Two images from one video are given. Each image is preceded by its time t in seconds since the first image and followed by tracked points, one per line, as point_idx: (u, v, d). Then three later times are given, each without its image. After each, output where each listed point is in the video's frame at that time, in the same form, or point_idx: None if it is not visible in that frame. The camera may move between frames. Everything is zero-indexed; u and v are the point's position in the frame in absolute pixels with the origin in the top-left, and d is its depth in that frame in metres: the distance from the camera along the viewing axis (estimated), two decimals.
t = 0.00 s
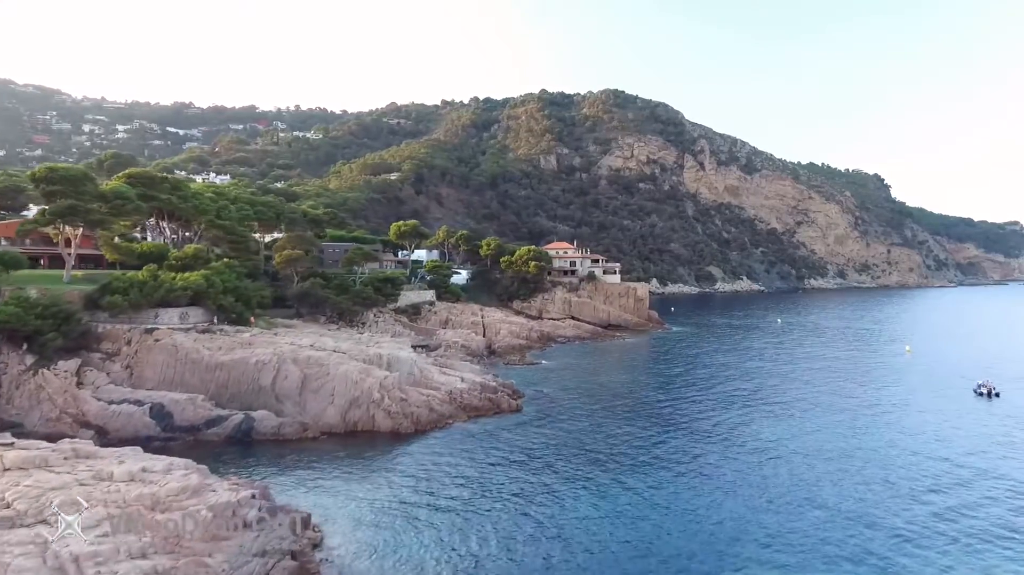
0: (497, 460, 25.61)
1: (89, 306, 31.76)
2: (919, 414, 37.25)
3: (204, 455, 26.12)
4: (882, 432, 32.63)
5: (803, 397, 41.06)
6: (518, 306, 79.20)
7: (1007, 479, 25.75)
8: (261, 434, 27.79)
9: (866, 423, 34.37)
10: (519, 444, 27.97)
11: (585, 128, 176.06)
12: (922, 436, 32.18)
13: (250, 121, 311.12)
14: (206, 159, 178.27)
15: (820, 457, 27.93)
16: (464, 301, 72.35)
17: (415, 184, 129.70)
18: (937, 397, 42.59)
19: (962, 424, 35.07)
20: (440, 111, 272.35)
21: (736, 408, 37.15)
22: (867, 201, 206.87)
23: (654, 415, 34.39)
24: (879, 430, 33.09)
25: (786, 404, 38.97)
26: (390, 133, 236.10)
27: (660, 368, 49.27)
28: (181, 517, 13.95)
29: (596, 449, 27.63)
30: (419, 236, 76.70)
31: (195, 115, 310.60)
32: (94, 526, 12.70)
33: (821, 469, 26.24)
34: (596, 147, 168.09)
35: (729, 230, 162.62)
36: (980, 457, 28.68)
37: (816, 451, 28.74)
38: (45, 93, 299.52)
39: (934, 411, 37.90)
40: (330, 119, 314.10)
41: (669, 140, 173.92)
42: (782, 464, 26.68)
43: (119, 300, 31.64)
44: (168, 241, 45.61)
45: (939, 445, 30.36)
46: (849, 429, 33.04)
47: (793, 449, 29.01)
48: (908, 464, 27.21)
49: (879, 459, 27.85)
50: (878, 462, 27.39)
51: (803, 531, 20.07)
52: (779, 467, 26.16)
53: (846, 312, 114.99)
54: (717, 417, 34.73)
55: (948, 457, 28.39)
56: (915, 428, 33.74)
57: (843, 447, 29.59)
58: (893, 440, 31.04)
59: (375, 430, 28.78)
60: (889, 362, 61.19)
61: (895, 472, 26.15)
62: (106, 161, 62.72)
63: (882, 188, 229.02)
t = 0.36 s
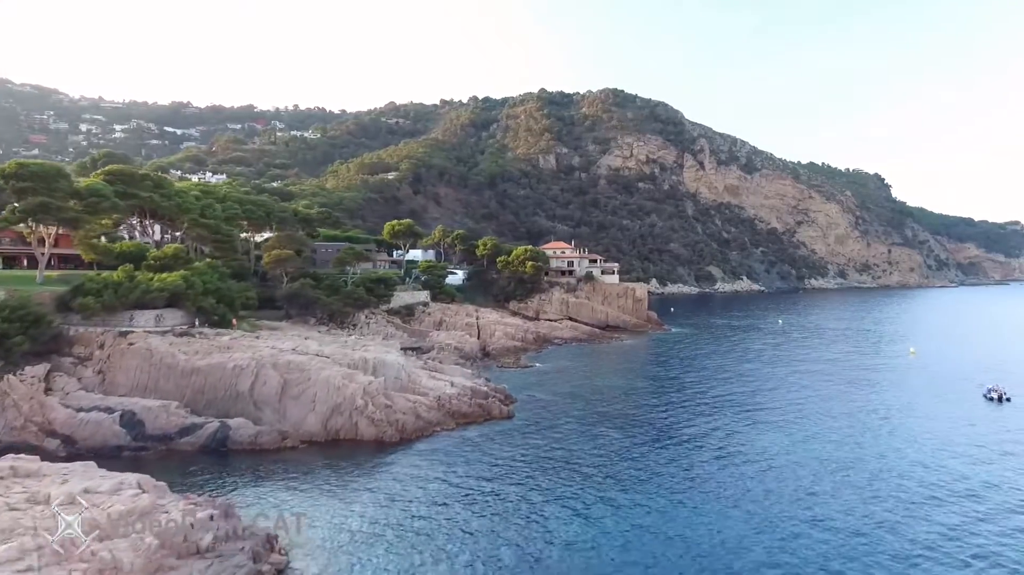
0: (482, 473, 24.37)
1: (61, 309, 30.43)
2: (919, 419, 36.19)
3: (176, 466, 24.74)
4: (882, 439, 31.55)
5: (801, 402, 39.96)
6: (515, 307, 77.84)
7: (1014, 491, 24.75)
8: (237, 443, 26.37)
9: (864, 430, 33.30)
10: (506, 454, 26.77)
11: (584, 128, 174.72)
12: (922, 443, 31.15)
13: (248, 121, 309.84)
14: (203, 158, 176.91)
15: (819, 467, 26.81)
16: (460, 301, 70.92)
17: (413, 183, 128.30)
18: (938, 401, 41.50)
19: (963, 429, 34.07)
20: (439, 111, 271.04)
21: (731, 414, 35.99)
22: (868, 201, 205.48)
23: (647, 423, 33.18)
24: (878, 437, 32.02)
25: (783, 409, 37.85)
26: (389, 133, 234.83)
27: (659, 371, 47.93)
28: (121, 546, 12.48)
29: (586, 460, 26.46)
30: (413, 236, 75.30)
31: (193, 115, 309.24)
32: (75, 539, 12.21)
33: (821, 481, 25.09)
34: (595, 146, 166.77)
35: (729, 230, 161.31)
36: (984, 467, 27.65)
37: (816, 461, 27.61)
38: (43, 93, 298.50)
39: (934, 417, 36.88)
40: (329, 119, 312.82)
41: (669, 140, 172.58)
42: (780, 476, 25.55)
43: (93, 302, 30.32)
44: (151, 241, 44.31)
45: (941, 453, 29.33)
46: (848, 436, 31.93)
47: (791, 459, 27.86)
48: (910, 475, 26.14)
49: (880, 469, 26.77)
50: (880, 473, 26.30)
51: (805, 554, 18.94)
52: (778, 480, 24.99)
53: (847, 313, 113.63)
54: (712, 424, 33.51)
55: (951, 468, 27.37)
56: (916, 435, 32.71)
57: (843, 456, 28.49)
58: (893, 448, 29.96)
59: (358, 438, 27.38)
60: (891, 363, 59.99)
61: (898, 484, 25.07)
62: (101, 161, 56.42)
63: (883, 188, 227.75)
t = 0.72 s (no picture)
0: (466, 487, 23.01)
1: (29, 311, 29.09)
2: (922, 423, 34.94)
3: (146, 476, 23.34)
4: (885, 446, 30.27)
5: (800, 405, 38.64)
6: (511, 308, 76.46)
7: None
8: (211, 454, 24.93)
9: (866, 435, 32.03)
10: (493, 465, 25.36)
11: (583, 127, 173.23)
12: (926, 449, 29.87)
13: (246, 121, 308.73)
14: (199, 158, 175.42)
15: (821, 478, 25.50)
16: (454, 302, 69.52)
17: (410, 183, 126.85)
18: (942, 404, 40.21)
19: (968, 434, 32.81)
20: (437, 110, 269.61)
21: (729, 420, 34.61)
22: (869, 201, 204.03)
23: (641, 429, 31.82)
24: (881, 443, 30.72)
25: (781, 413, 36.53)
26: (387, 132, 233.36)
27: (657, 374, 46.60)
28: None
29: (577, 473, 25.12)
30: (408, 236, 73.90)
31: (191, 114, 307.55)
32: (75, 538, 12.64)
33: (824, 495, 23.78)
34: (595, 146, 165.38)
35: (729, 229, 159.94)
36: (994, 476, 26.38)
37: (817, 471, 26.31)
38: (41, 92, 297.18)
39: (937, 420, 35.64)
40: (327, 118, 311.23)
41: (668, 139, 171.15)
42: (781, 490, 24.18)
43: (63, 304, 28.95)
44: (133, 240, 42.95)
45: (946, 461, 28.09)
46: (850, 443, 30.64)
47: (792, 469, 26.58)
48: (916, 486, 24.89)
49: (884, 480, 25.50)
50: (883, 484, 25.08)
51: None
52: (778, 493, 23.67)
53: (848, 313, 112.26)
54: (708, 430, 32.21)
55: (957, 477, 26.13)
56: (918, 440, 31.44)
57: (845, 465, 27.19)
58: (895, 455, 28.71)
59: (339, 448, 26.00)
60: (895, 364, 58.55)
61: (903, 497, 23.80)
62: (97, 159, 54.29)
63: (883, 187, 226.35)
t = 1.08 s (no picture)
0: (450, 502, 21.71)
1: None
2: (925, 430, 33.74)
3: (111, 489, 21.99)
4: (887, 455, 29.04)
5: (799, 411, 37.40)
6: (508, 309, 75.15)
7: None
8: (182, 465, 23.52)
9: (867, 444, 30.80)
10: (479, 476, 24.06)
11: (583, 126, 171.80)
12: (930, 459, 28.64)
13: (244, 120, 307.25)
14: (196, 157, 173.95)
15: (821, 491, 24.28)
16: (449, 302, 68.15)
17: (408, 182, 125.43)
18: (946, 409, 38.99)
19: (973, 442, 31.62)
20: (436, 109, 268.20)
21: (727, 426, 33.34)
22: (869, 200, 202.61)
23: (634, 436, 30.55)
24: (883, 452, 29.49)
25: (780, 418, 35.27)
26: (385, 131, 231.93)
27: (655, 377, 45.36)
28: None
29: (566, 483, 23.93)
30: (402, 234, 72.57)
31: (188, 113, 305.73)
32: None
33: (825, 509, 22.54)
34: (594, 145, 164.02)
35: (729, 229, 158.64)
36: (1002, 489, 25.17)
37: (817, 483, 25.10)
38: (38, 92, 295.85)
39: (940, 427, 34.44)
40: (325, 118, 309.75)
41: (668, 139, 169.79)
42: (780, 504, 22.93)
43: (29, 306, 27.61)
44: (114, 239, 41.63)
45: (952, 472, 26.86)
46: (851, 451, 29.44)
47: (791, 481, 25.31)
48: (921, 500, 23.64)
49: (887, 493, 24.29)
50: (887, 497, 23.82)
51: None
52: (776, 508, 22.47)
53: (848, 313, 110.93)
54: (705, 437, 30.95)
55: (963, 490, 24.91)
56: (922, 449, 30.20)
57: (847, 476, 25.97)
58: (899, 466, 27.47)
59: (318, 458, 24.61)
60: (897, 366, 57.34)
61: (908, 512, 22.55)
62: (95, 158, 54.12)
63: (884, 187, 224.97)
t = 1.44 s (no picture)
0: (430, 520, 20.37)
1: None
2: (930, 438, 32.53)
3: (72, 503, 20.62)
4: (892, 465, 27.78)
5: (799, 416, 36.13)
6: (504, 309, 73.85)
7: None
8: (149, 477, 22.09)
9: (871, 453, 29.53)
10: (463, 490, 22.74)
11: (582, 125, 170.39)
12: (936, 469, 27.40)
13: (243, 120, 305.53)
14: (193, 156, 172.40)
15: (821, 504, 23.10)
16: (443, 303, 66.78)
17: (405, 181, 123.99)
18: (951, 415, 37.76)
19: (979, 450, 30.41)
20: (435, 108, 266.68)
21: (724, 433, 32.03)
22: (870, 200, 201.30)
23: (628, 444, 29.24)
24: (887, 462, 28.23)
25: (780, 425, 34.02)
26: (384, 130, 230.43)
27: (652, 380, 44.12)
28: None
29: (553, 496, 22.70)
30: (396, 234, 71.22)
31: (186, 113, 303.93)
32: None
33: (830, 526, 21.24)
34: (593, 145, 162.66)
35: (728, 228, 157.32)
36: (1013, 501, 23.94)
37: (817, 496, 23.88)
38: (35, 91, 294.73)
39: (945, 434, 33.24)
40: (324, 117, 308.26)
41: (667, 138, 168.46)
42: (782, 520, 21.63)
43: None
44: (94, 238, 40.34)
45: (960, 483, 25.62)
46: (854, 461, 28.18)
47: (793, 494, 24.02)
48: (927, 515, 22.40)
49: (892, 506, 23.06)
50: (891, 512, 22.59)
51: None
52: (774, 524, 21.24)
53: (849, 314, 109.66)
54: (702, 445, 29.70)
55: (973, 503, 23.68)
56: (927, 458, 28.95)
57: (848, 488, 24.78)
58: (904, 477, 26.22)
59: (294, 470, 23.22)
60: (900, 367, 56.10)
61: (917, 528, 21.29)
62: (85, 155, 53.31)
63: (884, 186, 223.66)
